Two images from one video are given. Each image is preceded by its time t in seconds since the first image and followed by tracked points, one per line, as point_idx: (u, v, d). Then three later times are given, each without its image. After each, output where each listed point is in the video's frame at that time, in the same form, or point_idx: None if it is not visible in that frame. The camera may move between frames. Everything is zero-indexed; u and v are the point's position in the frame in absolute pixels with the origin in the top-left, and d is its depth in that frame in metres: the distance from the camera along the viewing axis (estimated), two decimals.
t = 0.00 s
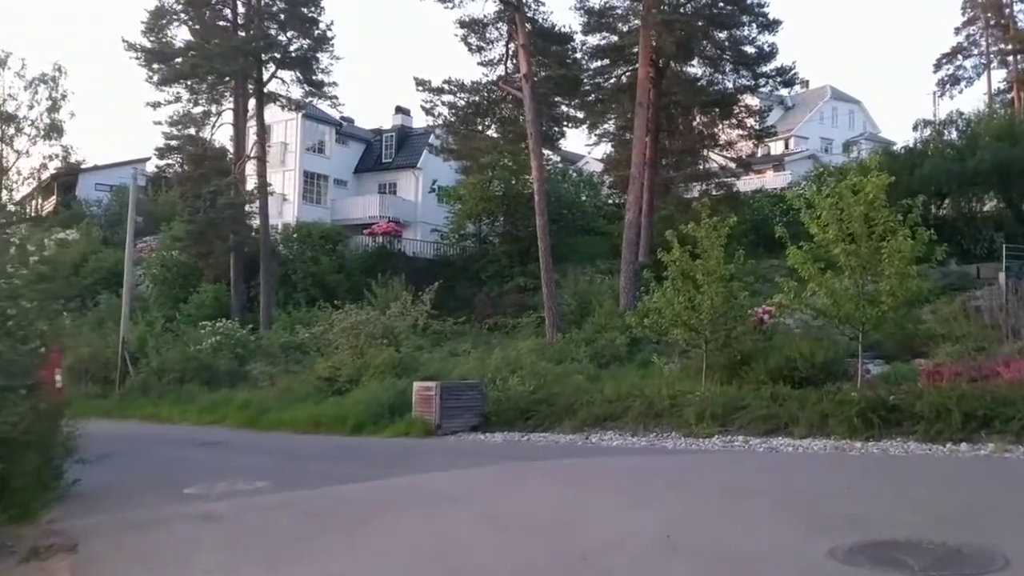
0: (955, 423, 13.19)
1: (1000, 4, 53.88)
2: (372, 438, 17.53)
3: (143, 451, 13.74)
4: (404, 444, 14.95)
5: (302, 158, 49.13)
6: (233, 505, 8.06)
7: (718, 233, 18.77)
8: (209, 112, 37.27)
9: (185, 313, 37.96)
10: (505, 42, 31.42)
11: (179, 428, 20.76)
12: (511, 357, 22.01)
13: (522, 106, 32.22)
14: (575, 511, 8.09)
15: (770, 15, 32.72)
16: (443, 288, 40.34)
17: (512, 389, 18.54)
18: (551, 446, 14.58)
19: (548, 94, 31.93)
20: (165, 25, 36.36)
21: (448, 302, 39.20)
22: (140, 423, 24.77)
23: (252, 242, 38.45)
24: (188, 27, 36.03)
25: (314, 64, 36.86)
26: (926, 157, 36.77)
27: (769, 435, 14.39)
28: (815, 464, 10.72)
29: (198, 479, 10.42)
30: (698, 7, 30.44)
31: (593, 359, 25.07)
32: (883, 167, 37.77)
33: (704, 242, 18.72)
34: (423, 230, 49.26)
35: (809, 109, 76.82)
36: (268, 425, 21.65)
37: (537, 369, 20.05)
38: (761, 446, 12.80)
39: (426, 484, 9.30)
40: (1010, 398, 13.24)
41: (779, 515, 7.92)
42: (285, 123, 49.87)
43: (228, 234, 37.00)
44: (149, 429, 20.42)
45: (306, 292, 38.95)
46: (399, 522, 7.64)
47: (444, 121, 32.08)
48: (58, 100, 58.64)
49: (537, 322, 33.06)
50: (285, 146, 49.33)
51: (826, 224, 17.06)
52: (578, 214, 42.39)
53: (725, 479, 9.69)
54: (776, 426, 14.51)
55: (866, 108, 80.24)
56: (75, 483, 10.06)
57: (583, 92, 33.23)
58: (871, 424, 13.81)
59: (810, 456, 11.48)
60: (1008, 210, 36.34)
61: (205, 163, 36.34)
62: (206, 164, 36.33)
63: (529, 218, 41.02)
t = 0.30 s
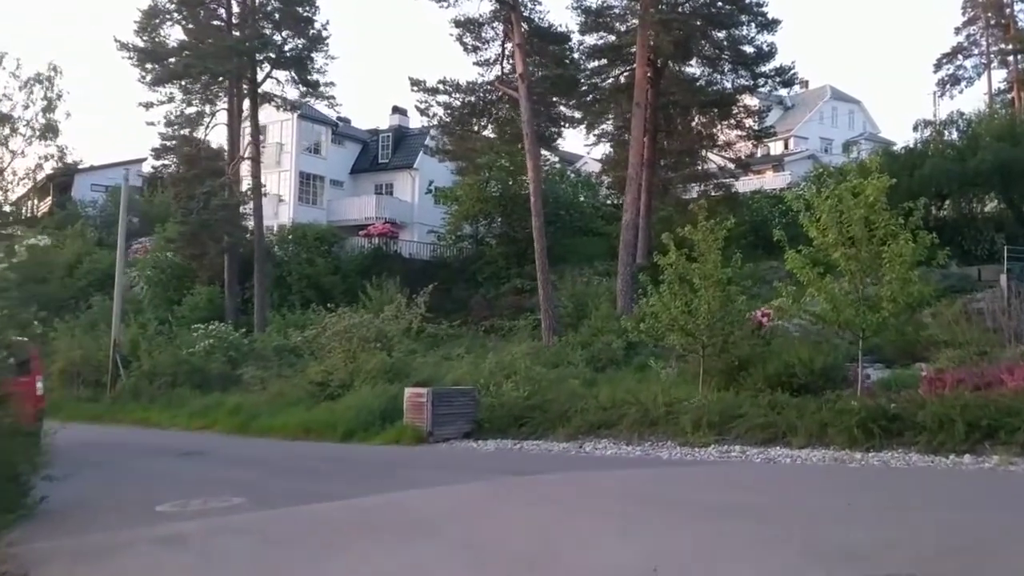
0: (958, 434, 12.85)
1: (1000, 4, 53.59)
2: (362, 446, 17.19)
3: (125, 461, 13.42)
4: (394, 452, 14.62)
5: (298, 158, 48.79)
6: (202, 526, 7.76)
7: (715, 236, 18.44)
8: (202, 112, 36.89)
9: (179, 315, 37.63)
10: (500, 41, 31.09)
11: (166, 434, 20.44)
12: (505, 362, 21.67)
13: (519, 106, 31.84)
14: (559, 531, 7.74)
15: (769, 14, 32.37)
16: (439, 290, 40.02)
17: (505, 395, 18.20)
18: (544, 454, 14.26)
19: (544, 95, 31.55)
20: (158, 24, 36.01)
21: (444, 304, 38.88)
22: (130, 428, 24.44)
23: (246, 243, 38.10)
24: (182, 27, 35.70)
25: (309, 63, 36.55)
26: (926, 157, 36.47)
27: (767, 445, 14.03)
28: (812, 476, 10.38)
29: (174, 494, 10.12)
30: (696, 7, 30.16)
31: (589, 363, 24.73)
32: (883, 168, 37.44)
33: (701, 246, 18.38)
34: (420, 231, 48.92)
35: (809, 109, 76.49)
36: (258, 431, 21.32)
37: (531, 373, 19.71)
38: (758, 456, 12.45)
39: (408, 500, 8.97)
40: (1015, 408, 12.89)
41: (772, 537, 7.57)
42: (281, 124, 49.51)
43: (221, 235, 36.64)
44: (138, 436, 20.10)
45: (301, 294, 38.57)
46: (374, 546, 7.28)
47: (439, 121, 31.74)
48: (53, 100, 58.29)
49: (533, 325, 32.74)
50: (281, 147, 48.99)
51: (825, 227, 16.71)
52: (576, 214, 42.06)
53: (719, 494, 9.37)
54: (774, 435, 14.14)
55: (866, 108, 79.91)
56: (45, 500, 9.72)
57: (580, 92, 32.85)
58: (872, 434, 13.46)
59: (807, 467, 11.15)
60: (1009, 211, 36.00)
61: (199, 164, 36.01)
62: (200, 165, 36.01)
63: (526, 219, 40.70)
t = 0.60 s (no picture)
0: (964, 438, 12.54)
1: (1001, 2, 53.27)
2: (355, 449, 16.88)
3: (111, 466, 13.17)
4: (389, 455, 14.36)
5: (295, 158, 48.46)
6: (181, 537, 7.46)
7: (715, 236, 18.16)
8: (198, 110, 36.70)
9: (175, 316, 37.33)
10: (498, 39, 30.80)
11: (158, 437, 20.15)
12: (502, 363, 21.38)
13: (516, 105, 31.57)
14: (552, 543, 7.40)
15: (769, 13, 32.13)
16: (437, 290, 39.75)
17: (502, 397, 17.91)
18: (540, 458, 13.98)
19: (541, 94, 31.25)
20: (154, 22, 35.72)
21: (442, 304, 38.59)
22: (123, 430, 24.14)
23: (242, 243, 37.80)
24: (177, 25, 35.41)
25: (306, 62, 36.26)
26: (928, 157, 36.17)
27: (767, 449, 13.73)
28: (814, 484, 10.07)
29: (157, 502, 9.83)
30: (696, 5, 29.88)
31: (587, 364, 24.44)
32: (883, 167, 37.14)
33: (700, 245, 18.09)
34: (419, 231, 48.64)
35: (809, 109, 76.17)
36: (251, 433, 21.02)
37: (528, 375, 19.41)
38: (759, 461, 12.14)
39: (395, 509, 8.65)
40: (1022, 412, 12.60)
41: (774, 550, 7.25)
42: (278, 123, 49.18)
43: (217, 235, 36.32)
44: (132, 439, 19.84)
45: (297, 294, 38.23)
46: (359, 559, 6.95)
47: (436, 119, 31.46)
48: (50, 99, 58.04)
49: (531, 325, 32.46)
50: (278, 147, 48.72)
51: (826, 226, 16.44)
52: (575, 214, 41.79)
53: (717, 502, 9.06)
54: (774, 438, 13.86)
55: (867, 107, 79.58)
56: (24, 506, 9.42)
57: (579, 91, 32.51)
58: (875, 438, 13.15)
59: (809, 473, 10.84)
60: (1010, 210, 35.72)
61: (195, 163, 35.87)
62: (196, 164, 35.87)
63: (525, 219, 40.41)
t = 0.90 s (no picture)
0: (974, 447, 12.14)
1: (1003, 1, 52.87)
2: (348, 455, 16.54)
3: (96, 475, 12.83)
4: (382, 461, 14.02)
5: (292, 158, 48.13)
6: (152, 559, 7.10)
7: (715, 236, 17.80)
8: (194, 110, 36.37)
9: (170, 317, 36.97)
10: (495, 37, 30.46)
11: (149, 441, 19.81)
12: (499, 366, 21.03)
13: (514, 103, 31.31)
14: (542, 565, 7.03)
15: (770, 11, 31.84)
16: (435, 291, 39.40)
17: (499, 402, 17.58)
18: (536, 465, 13.62)
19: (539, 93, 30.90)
20: (148, 21, 35.40)
21: (440, 305, 38.23)
22: (115, 433, 23.79)
23: (238, 243, 37.44)
24: (172, 24, 35.07)
25: (302, 61, 35.87)
26: (929, 157, 35.82)
27: (770, 457, 13.35)
28: (818, 497, 9.70)
29: (136, 516, 9.48)
30: (696, 3, 29.61)
31: (586, 367, 24.11)
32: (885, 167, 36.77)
33: (700, 247, 17.74)
34: (417, 231, 48.31)
35: (809, 108, 75.77)
36: (244, 438, 20.67)
37: (526, 379, 19.06)
38: (761, 470, 11.78)
39: (381, 525, 8.29)
40: None
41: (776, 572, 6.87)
42: (275, 122, 48.86)
43: (213, 236, 35.96)
44: (123, 443, 19.51)
45: (294, 295, 37.84)
46: None
47: (433, 119, 31.11)
48: (47, 99, 57.81)
49: (530, 327, 32.12)
50: (275, 146, 48.39)
51: (830, 227, 16.09)
52: (574, 215, 41.44)
53: (717, 518, 8.70)
54: (777, 446, 13.47)
55: (867, 107, 79.19)
56: None
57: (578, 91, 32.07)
58: (881, 446, 12.77)
59: (812, 484, 10.48)
60: (1013, 210, 35.42)
61: (189, 164, 35.50)
62: (190, 165, 35.50)
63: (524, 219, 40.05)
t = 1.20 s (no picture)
0: (984, 450, 11.77)
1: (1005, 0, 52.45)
2: (342, 457, 16.23)
3: (83, 478, 12.56)
4: (376, 464, 13.73)
5: (290, 157, 47.84)
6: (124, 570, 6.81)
7: (716, 235, 17.49)
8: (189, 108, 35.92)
9: (167, 316, 36.65)
10: (494, 34, 30.14)
11: (141, 443, 19.52)
12: (497, 367, 20.71)
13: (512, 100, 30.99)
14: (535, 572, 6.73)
15: (771, 8, 31.46)
16: (433, 291, 39.10)
17: (496, 403, 17.27)
18: (533, 468, 13.32)
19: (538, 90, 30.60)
20: (144, 18, 35.08)
21: (438, 305, 37.92)
22: (108, 435, 23.48)
23: (235, 243, 37.12)
24: (168, 21, 34.75)
25: (298, 58, 35.50)
26: (932, 155, 35.57)
27: (772, 460, 13.02)
28: (823, 502, 9.37)
29: (117, 522, 9.20)
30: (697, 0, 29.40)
31: (585, 368, 23.80)
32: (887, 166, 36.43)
33: (701, 245, 17.45)
34: (415, 230, 47.98)
35: (809, 107, 75.45)
36: (238, 439, 20.37)
37: (524, 379, 18.75)
38: (764, 473, 11.47)
39: (369, 532, 7.98)
40: None
41: None
42: (273, 121, 48.56)
43: (209, 235, 35.62)
44: (116, 445, 19.24)
45: (291, 295, 37.53)
46: None
47: (431, 117, 30.82)
48: (44, 98, 57.58)
49: (529, 327, 31.83)
50: (273, 145, 48.11)
51: (834, 225, 15.79)
52: (574, 214, 41.15)
53: (718, 524, 8.41)
54: (779, 449, 13.13)
55: (868, 106, 78.90)
56: None
57: (576, 90, 31.03)
58: (887, 449, 12.43)
59: (816, 488, 10.18)
60: (1016, 209, 35.11)
61: (183, 163, 34.85)
62: (184, 163, 34.84)
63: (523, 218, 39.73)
